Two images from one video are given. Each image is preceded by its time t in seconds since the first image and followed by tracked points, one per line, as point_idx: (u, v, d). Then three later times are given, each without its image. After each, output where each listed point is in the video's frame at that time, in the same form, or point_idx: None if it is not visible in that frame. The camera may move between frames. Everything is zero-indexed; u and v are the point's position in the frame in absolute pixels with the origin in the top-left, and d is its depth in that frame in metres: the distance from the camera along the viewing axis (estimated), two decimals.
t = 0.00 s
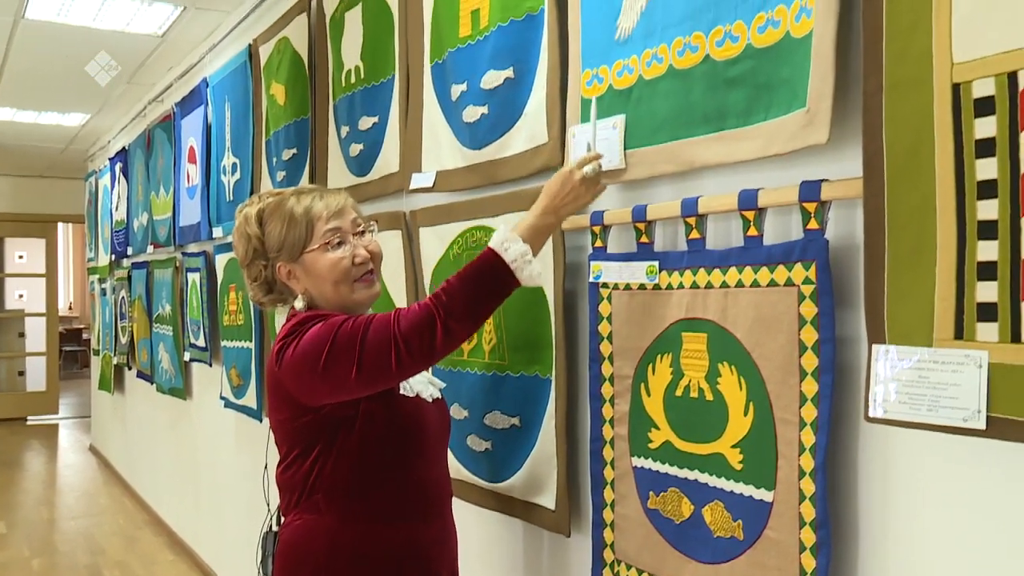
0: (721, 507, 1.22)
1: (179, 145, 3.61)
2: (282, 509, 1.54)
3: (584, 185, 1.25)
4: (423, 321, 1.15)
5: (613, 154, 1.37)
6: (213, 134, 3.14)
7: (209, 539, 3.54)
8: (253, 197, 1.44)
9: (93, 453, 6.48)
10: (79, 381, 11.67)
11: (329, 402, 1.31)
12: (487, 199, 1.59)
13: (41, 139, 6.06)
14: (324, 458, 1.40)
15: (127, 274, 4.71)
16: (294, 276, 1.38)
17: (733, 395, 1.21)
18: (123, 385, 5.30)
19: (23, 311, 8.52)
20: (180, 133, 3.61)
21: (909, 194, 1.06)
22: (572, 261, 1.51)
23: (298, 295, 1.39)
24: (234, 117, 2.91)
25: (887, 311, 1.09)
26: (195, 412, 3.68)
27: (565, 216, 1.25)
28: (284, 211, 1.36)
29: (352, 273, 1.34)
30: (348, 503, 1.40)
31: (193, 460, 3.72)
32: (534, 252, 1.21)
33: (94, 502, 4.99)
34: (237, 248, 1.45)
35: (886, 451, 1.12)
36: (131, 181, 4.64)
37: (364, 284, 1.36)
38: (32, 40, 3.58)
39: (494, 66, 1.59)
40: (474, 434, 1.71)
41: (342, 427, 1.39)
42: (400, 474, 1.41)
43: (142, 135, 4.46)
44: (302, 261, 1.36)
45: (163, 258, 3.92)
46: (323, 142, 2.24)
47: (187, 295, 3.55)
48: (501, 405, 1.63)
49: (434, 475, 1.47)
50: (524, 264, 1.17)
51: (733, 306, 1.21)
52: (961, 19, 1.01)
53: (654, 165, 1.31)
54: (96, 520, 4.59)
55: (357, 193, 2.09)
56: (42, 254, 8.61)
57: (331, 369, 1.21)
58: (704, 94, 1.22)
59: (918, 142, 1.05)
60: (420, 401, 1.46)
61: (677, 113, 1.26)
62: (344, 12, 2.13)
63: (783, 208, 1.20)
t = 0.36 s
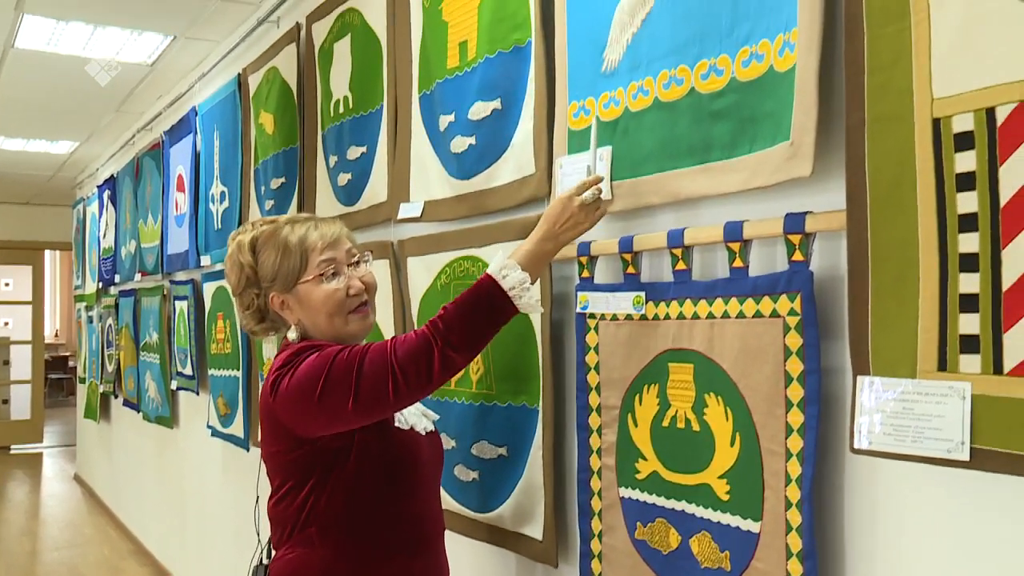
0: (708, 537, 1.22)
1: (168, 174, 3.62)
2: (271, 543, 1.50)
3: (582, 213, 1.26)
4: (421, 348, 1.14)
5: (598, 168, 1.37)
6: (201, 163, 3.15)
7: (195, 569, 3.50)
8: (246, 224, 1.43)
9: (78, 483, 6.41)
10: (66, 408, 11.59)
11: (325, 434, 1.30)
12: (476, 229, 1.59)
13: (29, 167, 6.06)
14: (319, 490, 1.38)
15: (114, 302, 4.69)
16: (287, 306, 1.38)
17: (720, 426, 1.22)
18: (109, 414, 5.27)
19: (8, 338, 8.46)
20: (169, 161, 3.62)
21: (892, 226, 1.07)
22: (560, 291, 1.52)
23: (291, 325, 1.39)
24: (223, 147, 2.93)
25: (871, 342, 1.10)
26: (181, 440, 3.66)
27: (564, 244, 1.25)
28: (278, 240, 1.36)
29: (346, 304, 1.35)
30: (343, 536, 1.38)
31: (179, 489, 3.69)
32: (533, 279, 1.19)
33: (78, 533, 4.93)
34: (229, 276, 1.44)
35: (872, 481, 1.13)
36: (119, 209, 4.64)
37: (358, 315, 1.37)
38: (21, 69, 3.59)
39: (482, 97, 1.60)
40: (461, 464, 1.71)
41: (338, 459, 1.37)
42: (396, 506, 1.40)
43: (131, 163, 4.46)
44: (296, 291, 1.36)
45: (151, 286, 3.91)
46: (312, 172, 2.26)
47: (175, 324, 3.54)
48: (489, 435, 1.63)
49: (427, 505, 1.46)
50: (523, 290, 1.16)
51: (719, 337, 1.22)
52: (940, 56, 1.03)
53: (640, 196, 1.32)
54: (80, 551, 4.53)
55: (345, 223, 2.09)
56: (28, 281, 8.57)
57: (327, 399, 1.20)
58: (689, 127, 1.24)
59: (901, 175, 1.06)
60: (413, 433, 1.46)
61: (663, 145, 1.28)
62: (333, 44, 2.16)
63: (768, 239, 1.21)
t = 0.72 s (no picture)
0: (695, 572, 1.22)
1: (155, 206, 3.63)
2: None
3: (577, 248, 1.26)
4: (413, 386, 1.13)
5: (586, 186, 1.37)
6: (189, 194, 3.17)
7: None
8: (237, 255, 1.43)
9: (60, 517, 6.33)
10: (47, 440, 11.47)
11: (313, 472, 1.26)
12: (462, 263, 1.61)
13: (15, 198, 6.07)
14: (309, 528, 1.34)
15: (100, 334, 4.68)
16: (278, 340, 1.38)
17: (706, 460, 1.22)
18: (93, 446, 5.22)
19: None
20: (156, 192, 3.63)
21: (874, 263, 1.08)
22: (546, 325, 1.53)
23: (281, 359, 1.39)
24: (211, 179, 2.95)
25: (854, 378, 1.11)
26: (166, 473, 3.63)
27: (558, 279, 1.25)
28: (271, 273, 1.36)
29: (338, 338, 1.36)
30: None
31: (164, 523, 3.66)
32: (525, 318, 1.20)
33: (60, 568, 4.86)
34: (219, 308, 1.43)
35: (857, 516, 1.13)
36: (105, 240, 4.64)
37: (350, 350, 1.38)
38: (9, 102, 3.61)
39: (468, 132, 1.62)
40: (448, 498, 1.70)
41: (329, 496, 1.33)
42: (387, 545, 1.37)
43: (117, 195, 4.47)
44: (288, 324, 1.36)
45: (137, 317, 3.91)
46: (299, 205, 2.27)
47: (160, 356, 3.53)
48: (475, 469, 1.63)
49: (418, 543, 1.42)
50: (516, 327, 1.17)
51: (704, 371, 1.23)
52: (918, 96, 1.04)
53: (626, 231, 1.33)
54: None
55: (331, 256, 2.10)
56: (13, 311, 8.54)
57: (317, 438, 1.18)
58: (674, 163, 1.25)
59: (882, 212, 1.07)
60: (404, 471, 1.43)
61: (647, 181, 1.29)
62: (321, 78, 2.19)
63: (753, 275, 1.22)
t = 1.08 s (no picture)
0: None
1: (147, 239, 3.64)
2: None
3: (585, 302, 1.23)
4: (410, 434, 1.12)
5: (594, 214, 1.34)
6: (182, 228, 3.18)
7: None
8: (237, 290, 1.43)
9: (47, 554, 6.26)
10: (35, 473, 11.36)
11: (309, 513, 1.25)
12: (455, 299, 1.63)
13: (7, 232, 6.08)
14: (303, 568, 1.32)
15: (91, 367, 4.67)
16: (274, 376, 1.37)
17: (697, 498, 1.22)
18: (82, 481, 5.18)
19: None
20: (148, 226, 3.65)
21: (863, 302, 1.09)
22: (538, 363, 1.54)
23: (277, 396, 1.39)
24: (204, 213, 2.96)
25: (844, 415, 1.11)
26: (155, 509, 3.60)
27: (564, 332, 1.22)
28: (267, 308, 1.36)
29: (333, 376, 1.35)
30: None
31: (153, 559, 3.62)
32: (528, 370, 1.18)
33: None
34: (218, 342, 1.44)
35: (848, 554, 1.13)
36: (97, 274, 4.64)
37: (345, 387, 1.37)
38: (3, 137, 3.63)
39: (459, 168, 1.63)
40: (439, 534, 1.70)
41: (324, 534, 1.32)
42: None
43: (109, 229, 4.47)
44: (283, 361, 1.36)
45: (128, 351, 3.90)
46: (292, 242, 2.28)
47: (151, 390, 3.52)
48: (466, 506, 1.63)
49: None
50: (517, 379, 1.16)
51: (695, 409, 1.23)
52: (904, 138, 1.06)
53: (616, 269, 1.34)
54: None
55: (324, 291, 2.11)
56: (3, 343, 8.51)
57: (312, 481, 1.17)
58: (664, 201, 1.26)
59: (869, 251, 1.08)
60: (402, 512, 1.42)
61: (636, 218, 1.30)
62: (313, 113, 2.22)
63: (743, 312, 1.23)
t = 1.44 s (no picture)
0: None
1: (139, 268, 3.64)
2: None
3: (580, 329, 1.21)
4: (405, 466, 1.12)
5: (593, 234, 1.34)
6: (173, 257, 3.18)
7: None
8: (234, 321, 1.43)
9: None
10: (22, 501, 11.24)
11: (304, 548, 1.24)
12: (446, 330, 1.64)
13: None
14: None
15: (80, 397, 4.65)
16: (272, 407, 1.36)
17: (687, 530, 1.22)
18: (69, 512, 5.13)
19: None
20: (140, 256, 3.65)
21: (851, 336, 1.09)
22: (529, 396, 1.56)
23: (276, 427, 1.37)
24: (196, 242, 2.97)
25: (833, 448, 1.11)
26: (144, 541, 3.57)
27: (560, 359, 1.21)
28: (267, 338, 1.35)
29: (334, 406, 1.34)
30: None
31: None
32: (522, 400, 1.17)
33: None
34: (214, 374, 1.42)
35: None
36: (87, 302, 4.62)
37: (345, 419, 1.36)
38: None
39: (450, 201, 1.65)
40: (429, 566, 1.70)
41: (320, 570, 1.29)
42: None
43: (100, 259, 4.47)
44: (283, 392, 1.35)
45: (118, 381, 3.89)
46: (284, 273, 2.29)
47: (141, 420, 3.51)
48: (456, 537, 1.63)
49: None
50: (512, 410, 1.15)
51: (685, 441, 1.24)
52: (889, 174, 1.06)
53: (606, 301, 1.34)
54: None
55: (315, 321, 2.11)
56: None
57: (307, 514, 1.16)
58: (654, 235, 1.27)
59: (857, 284, 1.08)
60: (398, 546, 1.40)
61: (626, 251, 1.31)
62: (305, 145, 2.24)
63: (732, 345, 1.24)
